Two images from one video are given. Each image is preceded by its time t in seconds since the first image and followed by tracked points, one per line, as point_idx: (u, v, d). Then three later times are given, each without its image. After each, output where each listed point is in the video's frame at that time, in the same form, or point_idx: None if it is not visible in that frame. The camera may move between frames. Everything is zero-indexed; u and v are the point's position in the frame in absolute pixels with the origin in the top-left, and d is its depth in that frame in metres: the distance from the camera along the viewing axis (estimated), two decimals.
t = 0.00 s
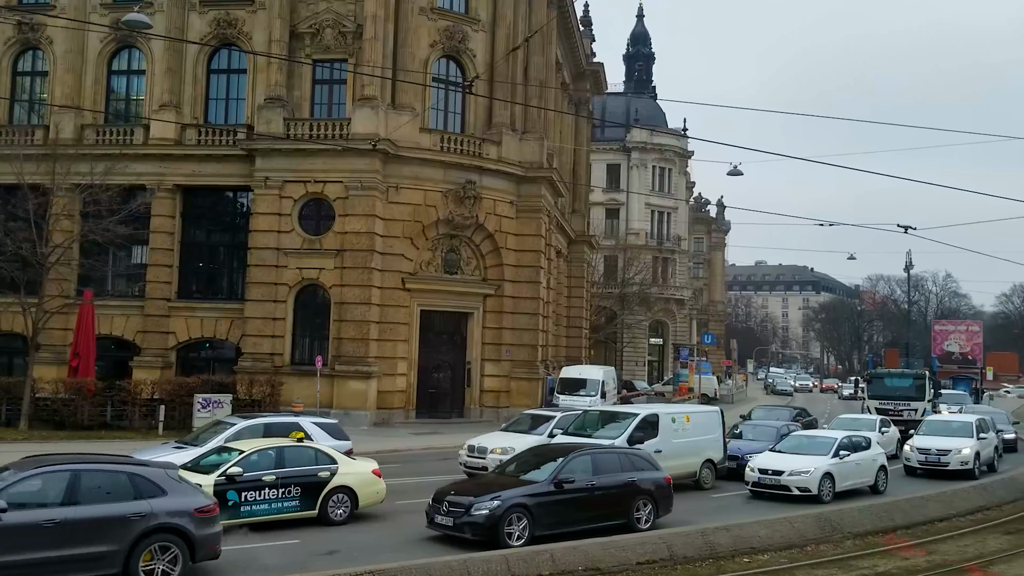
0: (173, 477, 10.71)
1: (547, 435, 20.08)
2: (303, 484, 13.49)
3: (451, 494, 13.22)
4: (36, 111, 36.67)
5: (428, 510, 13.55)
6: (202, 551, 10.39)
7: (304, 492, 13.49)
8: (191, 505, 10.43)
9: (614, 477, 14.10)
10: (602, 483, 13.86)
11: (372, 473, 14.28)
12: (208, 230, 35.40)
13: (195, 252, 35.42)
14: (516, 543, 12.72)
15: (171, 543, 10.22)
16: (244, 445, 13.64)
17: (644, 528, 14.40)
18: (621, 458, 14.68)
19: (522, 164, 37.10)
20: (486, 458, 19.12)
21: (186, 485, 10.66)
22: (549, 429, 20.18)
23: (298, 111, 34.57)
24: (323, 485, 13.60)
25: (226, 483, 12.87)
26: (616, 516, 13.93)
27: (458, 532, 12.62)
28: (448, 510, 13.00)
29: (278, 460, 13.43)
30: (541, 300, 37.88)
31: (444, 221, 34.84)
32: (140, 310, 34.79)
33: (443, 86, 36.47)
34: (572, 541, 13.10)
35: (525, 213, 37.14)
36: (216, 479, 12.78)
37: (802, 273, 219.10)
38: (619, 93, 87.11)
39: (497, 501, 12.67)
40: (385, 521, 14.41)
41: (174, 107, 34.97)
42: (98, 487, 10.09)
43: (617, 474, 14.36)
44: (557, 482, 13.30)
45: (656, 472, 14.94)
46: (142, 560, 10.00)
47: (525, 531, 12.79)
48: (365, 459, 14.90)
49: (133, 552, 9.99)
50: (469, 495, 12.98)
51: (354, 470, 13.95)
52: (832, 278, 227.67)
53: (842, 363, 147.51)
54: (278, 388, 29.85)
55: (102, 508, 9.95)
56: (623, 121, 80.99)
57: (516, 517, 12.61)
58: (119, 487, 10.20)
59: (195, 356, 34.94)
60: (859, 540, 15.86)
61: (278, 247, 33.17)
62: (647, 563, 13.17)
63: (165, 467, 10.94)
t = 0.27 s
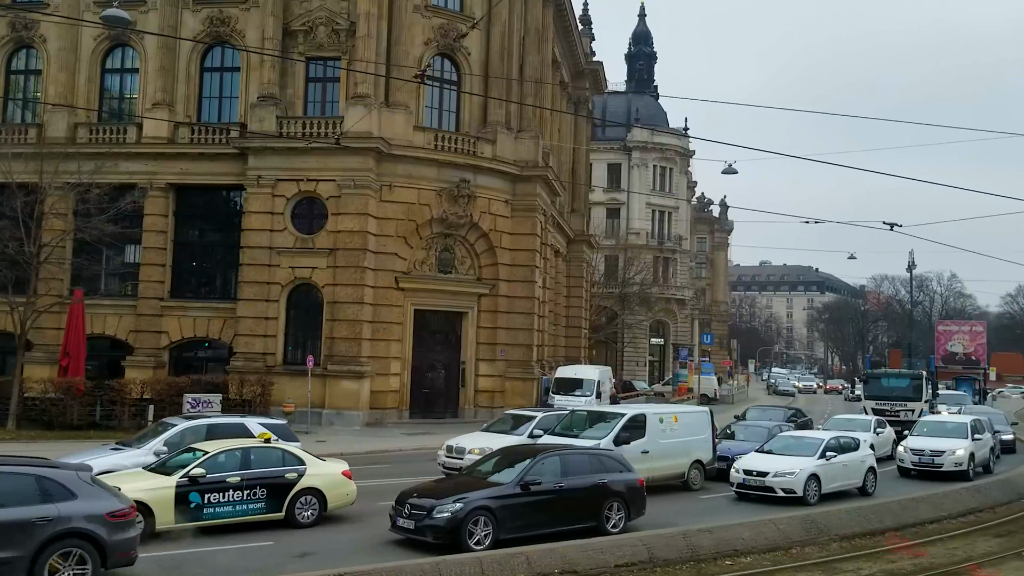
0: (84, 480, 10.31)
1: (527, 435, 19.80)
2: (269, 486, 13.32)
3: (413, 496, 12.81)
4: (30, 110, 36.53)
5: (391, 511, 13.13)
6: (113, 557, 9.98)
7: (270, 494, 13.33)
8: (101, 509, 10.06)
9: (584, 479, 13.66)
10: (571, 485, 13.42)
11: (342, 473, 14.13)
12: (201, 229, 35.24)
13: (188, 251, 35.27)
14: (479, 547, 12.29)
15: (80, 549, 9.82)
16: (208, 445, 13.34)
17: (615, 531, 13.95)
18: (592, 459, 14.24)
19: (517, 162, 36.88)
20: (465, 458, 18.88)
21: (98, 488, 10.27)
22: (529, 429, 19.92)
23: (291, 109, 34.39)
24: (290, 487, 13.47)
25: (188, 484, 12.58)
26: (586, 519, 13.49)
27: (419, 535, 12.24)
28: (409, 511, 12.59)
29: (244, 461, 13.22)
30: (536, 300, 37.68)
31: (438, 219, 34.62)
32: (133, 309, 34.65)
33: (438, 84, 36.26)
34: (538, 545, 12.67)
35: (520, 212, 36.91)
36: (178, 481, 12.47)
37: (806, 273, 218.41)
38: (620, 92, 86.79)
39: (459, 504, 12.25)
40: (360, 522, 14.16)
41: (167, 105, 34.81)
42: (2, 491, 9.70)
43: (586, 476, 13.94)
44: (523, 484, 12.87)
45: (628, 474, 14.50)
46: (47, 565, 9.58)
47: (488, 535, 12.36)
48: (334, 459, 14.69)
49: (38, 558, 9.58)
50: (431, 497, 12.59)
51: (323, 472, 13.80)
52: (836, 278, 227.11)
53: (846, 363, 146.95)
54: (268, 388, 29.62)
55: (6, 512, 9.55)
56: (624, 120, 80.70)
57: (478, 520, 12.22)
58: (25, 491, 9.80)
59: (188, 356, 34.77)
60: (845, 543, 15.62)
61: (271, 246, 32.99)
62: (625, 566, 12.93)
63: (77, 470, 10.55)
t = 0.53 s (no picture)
0: None
1: (499, 438, 19.43)
2: (223, 491, 13.05)
3: (368, 502, 12.39)
4: (21, 110, 36.36)
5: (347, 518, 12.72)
6: None
7: (225, 500, 13.05)
8: None
9: (547, 484, 13.18)
10: (533, 490, 12.94)
11: (302, 479, 13.84)
12: (191, 230, 35.03)
13: (178, 252, 35.07)
14: (432, 555, 11.82)
15: None
16: (162, 449, 13.16)
17: (581, 537, 13.44)
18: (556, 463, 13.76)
19: (509, 163, 36.64)
20: (434, 461, 18.52)
21: None
22: (500, 432, 19.56)
23: (282, 109, 34.17)
24: (245, 492, 13.21)
25: (138, 489, 12.37)
26: (549, 524, 12.99)
27: (371, 542, 11.81)
28: (363, 518, 12.16)
29: (198, 467, 13.00)
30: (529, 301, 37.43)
31: (429, 220, 34.39)
32: (123, 311, 34.46)
33: (430, 84, 36.04)
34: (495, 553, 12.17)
35: (513, 213, 36.66)
36: (128, 485, 12.26)
37: (810, 275, 217.74)
38: (620, 93, 86.46)
39: (412, 510, 11.79)
40: (329, 527, 13.88)
41: (157, 106, 34.62)
42: None
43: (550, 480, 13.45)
44: (481, 489, 12.40)
45: (595, 478, 14.00)
46: None
47: (442, 542, 11.88)
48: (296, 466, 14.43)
49: None
50: (385, 503, 12.16)
51: (281, 478, 13.54)
52: (840, 279, 226.45)
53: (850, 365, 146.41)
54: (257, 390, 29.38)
55: None
56: (624, 121, 80.44)
57: (432, 527, 11.77)
58: None
59: (178, 358, 34.57)
60: (828, 548, 15.34)
61: (260, 247, 32.76)
62: (598, 572, 12.66)
63: None
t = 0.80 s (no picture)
0: None
1: (461, 440, 19.14)
2: (164, 496, 12.76)
3: (311, 508, 11.87)
4: (12, 111, 36.17)
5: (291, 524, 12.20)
6: None
7: (165, 504, 12.77)
8: None
9: (501, 488, 12.68)
10: (485, 495, 12.44)
11: (248, 484, 13.53)
12: (181, 230, 34.79)
13: (169, 253, 34.84)
14: (375, 563, 11.31)
15: None
16: (103, 453, 12.89)
17: (537, 544, 12.94)
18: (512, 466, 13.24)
19: (502, 162, 36.33)
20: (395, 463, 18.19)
21: None
22: (462, 435, 19.26)
23: (272, 108, 33.91)
24: (187, 496, 12.92)
25: (74, 494, 12.10)
26: (502, 531, 12.49)
27: (312, 549, 11.30)
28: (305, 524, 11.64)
29: (137, 470, 12.70)
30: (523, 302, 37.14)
31: (421, 220, 34.10)
32: (113, 312, 34.22)
33: (421, 83, 35.75)
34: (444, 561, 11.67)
35: (506, 212, 36.35)
36: (62, 490, 12.00)
37: (816, 276, 216.85)
38: (620, 93, 86.07)
39: (354, 516, 11.28)
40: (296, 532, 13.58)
41: (147, 105, 34.40)
42: None
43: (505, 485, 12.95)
44: (429, 494, 11.90)
45: (553, 482, 13.48)
46: None
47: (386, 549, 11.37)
48: (246, 467, 14.12)
49: None
50: (328, 508, 11.64)
51: (226, 482, 13.21)
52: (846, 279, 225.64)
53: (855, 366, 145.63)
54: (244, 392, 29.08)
55: None
56: (624, 121, 80.08)
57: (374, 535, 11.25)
58: None
59: (167, 359, 34.33)
60: (811, 552, 14.98)
61: (250, 247, 32.49)
62: None
63: None
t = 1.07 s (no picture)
0: None
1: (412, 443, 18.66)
2: (87, 501, 12.40)
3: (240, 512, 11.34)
4: None
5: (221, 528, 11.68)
6: None
7: (89, 510, 12.41)
8: None
9: (443, 493, 12.15)
10: (425, 500, 11.92)
11: (177, 489, 13.18)
12: (168, 230, 34.50)
13: (156, 252, 34.54)
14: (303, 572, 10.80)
15: None
16: (23, 458, 12.56)
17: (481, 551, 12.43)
18: (458, 470, 12.70)
19: (493, 161, 35.97)
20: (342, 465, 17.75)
21: None
22: (414, 437, 18.78)
23: (260, 107, 33.59)
24: (111, 502, 12.56)
25: None
26: (442, 537, 11.99)
27: (237, 558, 10.77)
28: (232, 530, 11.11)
29: (59, 474, 12.34)
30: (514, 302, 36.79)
31: (409, 219, 33.75)
32: (99, 312, 33.93)
33: (411, 81, 35.43)
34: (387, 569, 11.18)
35: (496, 211, 35.99)
36: None
37: (820, 276, 215.98)
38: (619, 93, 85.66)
39: (281, 523, 10.75)
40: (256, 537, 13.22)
41: (133, 104, 34.11)
42: None
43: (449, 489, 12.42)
44: (364, 500, 11.38)
45: (502, 486, 12.94)
46: None
47: (315, 558, 10.85)
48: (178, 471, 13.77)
49: None
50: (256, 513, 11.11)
51: (154, 487, 12.87)
52: (850, 280, 224.86)
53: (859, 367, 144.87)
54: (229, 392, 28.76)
55: None
56: (623, 121, 79.69)
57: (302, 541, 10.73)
58: None
59: (154, 359, 34.03)
60: (789, 556, 14.59)
61: (236, 247, 32.16)
62: None
63: None
